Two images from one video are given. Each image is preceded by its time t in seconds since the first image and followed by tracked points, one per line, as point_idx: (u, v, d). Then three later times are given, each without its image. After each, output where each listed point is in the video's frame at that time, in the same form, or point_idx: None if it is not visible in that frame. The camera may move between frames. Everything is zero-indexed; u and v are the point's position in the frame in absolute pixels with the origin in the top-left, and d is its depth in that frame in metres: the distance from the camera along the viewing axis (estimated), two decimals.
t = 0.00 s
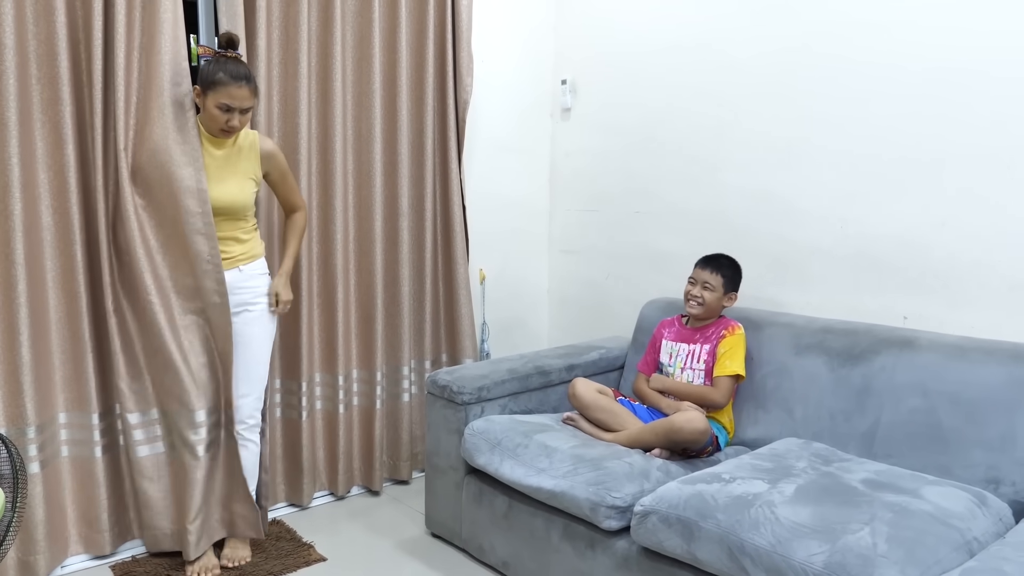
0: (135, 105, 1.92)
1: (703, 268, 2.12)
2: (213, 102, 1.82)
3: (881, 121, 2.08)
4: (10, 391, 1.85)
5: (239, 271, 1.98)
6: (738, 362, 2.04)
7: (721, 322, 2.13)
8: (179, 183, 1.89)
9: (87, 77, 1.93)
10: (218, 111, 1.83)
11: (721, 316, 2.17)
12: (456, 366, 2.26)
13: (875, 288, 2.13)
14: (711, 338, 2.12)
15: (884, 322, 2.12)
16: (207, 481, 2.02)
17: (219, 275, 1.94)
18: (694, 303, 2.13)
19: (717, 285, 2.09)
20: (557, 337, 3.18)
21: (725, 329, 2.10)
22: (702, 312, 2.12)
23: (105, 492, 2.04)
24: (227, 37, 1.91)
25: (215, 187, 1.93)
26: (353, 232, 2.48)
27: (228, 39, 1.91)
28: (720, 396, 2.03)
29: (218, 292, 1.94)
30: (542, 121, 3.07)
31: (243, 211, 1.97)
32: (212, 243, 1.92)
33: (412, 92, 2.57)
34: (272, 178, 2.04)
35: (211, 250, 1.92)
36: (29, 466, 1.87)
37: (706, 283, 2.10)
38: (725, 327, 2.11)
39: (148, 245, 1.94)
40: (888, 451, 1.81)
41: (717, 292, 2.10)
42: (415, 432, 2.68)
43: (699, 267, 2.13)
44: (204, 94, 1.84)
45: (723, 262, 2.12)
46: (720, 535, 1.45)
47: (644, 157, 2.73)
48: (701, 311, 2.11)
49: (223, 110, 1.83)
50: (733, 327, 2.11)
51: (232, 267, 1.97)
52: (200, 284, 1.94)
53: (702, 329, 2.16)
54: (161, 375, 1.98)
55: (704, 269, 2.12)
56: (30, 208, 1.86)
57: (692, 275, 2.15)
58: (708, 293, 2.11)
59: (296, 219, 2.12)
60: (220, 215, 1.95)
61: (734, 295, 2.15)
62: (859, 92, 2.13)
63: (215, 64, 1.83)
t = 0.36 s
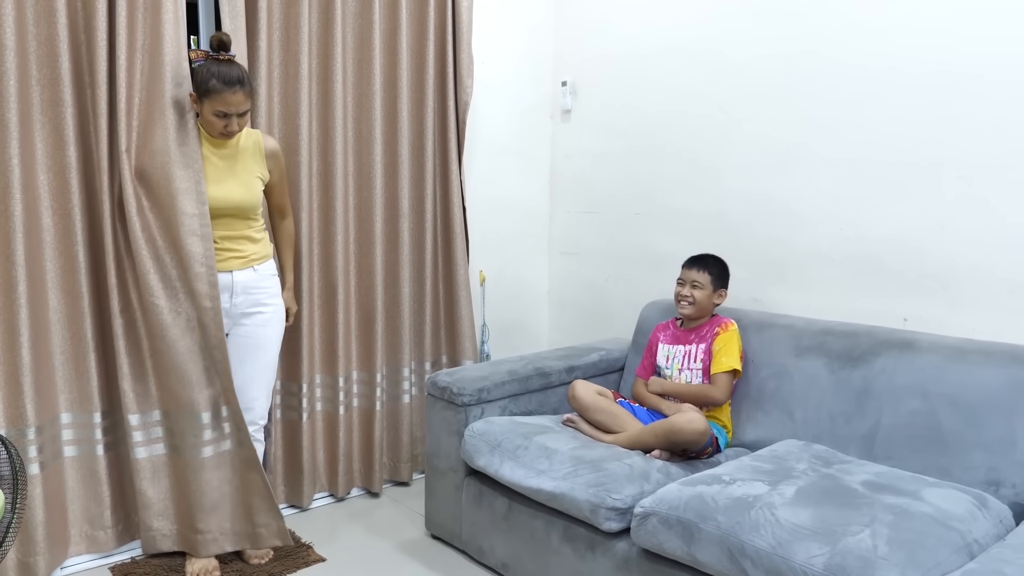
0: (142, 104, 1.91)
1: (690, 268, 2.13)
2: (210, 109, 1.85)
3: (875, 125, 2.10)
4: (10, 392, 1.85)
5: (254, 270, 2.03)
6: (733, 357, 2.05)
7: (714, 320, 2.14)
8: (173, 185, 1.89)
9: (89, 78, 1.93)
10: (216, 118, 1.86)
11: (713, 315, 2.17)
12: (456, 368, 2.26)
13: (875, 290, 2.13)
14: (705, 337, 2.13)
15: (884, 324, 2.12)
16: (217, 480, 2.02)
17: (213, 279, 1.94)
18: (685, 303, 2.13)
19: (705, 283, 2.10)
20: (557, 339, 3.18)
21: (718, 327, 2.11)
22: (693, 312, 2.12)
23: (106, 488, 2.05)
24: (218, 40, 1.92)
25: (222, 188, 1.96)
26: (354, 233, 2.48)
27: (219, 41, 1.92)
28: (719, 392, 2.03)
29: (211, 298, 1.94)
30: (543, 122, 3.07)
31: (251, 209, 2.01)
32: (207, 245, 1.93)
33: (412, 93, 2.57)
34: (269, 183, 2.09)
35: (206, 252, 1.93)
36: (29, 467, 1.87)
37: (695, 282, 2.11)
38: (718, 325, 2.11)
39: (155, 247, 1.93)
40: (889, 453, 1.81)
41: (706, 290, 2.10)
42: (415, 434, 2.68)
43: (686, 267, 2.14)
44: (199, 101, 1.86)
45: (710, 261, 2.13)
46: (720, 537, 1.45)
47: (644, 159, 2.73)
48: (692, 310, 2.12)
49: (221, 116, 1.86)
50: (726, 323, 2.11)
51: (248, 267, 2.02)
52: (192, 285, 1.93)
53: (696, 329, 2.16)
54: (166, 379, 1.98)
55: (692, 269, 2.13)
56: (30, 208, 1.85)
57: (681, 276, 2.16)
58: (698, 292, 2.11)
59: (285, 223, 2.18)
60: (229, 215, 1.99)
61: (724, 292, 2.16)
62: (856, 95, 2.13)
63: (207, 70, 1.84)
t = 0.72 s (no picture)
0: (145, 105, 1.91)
1: (687, 270, 2.13)
2: (224, 109, 1.84)
3: (874, 127, 2.10)
4: (10, 394, 1.85)
5: (263, 272, 2.01)
6: (730, 357, 2.05)
7: (710, 322, 2.15)
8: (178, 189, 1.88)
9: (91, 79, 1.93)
10: (231, 117, 1.85)
11: (711, 316, 2.18)
12: (456, 370, 2.26)
13: (875, 292, 2.13)
14: (703, 338, 2.13)
15: (884, 327, 2.12)
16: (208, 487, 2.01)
17: (213, 280, 1.92)
18: (683, 305, 2.13)
19: (702, 285, 2.10)
20: (557, 341, 3.18)
21: (714, 328, 2.12)
22: (691, 313, 2.12)
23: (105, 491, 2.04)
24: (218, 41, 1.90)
25: (230, 189, 1.94)
26: (353, 235, 2.48)
27: (219, 42, 1.90)
28: (718, 394, 2.03)
29: (211, 300, 1.93)
30: (542, 124, 3.07)
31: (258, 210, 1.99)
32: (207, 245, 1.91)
33: (412, 95, 2.57)
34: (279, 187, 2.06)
35: (207, 255, 1.91)
36: (28, 469, 1.87)
37: (692, 284, 2.11)
38: (714, 326, 2.12)
39: (159, 249, 1.93)
40: (889, 456, 1.81)
41: (702, 292, 2.10)
42: (415, 436, 2.68)
43: (684, 270, 2.14)
44: (209, 104, 1.85)
45: (706, 263, 2.13)
46: (720, 540, 1.45)
47: (644, 161, 2.73)
48: (690, 312, 2.12)
49: (235, 115, 1.85)
50: (722, 324, 2.12)
51: (256, 269, 2.00)
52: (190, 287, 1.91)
53: (693, 331, 2.16)
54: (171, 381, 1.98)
55: (689, 271, 2.13)
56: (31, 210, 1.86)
57: (678, 278, 2.16)
58: (695, 293, 2.11)
59: (300, 230, 2.14)
60: (237, 217, 1.97)
61: (722, 294, 2.16)
62: (853, 97, 2.14)
63: (215, 71, 1.83)
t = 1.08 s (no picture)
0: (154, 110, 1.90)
1: (690, 273, 2.13)
2: (237, 108, 1.85)
3: (874, 129, 2.10)
4: (9, 397, 1.85)
5: (274, 275, 2.02)
6: (729, 364, 2.05)
7: (709, 326, 2.14)
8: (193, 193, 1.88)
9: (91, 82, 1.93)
10: (244, 116, 1.85)
11: (710, 321, 2.17)
12: (455, 373, 2.26)
13: (874, 295, 2.13)
14: (701, 343, 2.13)
15: (884, 330, 2.12)
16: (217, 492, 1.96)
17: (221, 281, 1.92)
18: (683, 309, 2.12)
19: (704, 290, 2.10)
20: (556, 343, 3.18)
21: (713, 333, 2.11)
22: (692, 317, 2.12)
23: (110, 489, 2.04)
24: (233, 43, 1.92)
25: (245, 189, 1.94)
26: (353, 237, 2.48)
27: (237, 43, 1.91)
28: (717, 400, 2.03)
29: (219, 300, 1.92)
30: (542, 126, 3.07)
31: (270, 212, 2.00)
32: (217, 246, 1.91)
33: (412, 98, 2.57)
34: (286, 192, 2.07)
35: (217, 255, 1.91)
36: (28, 472, 1.88)
37: (694, 288, 2.11)
38: (713, 331, 2.12)
39: (167, 249, 1.92)
40: (888, 459, 1.81)
41: (704, 297, 2.10)
42: (414, 438, 2.67)
43: (685, 274, 2.14)
44: (224, 102, 1.86)
45: (709, 267, 2.13)
46: (719, 543, 1.45)
47: (643, 163, 2.74)
48: (690, 316, 2.12)
49: (249, 113, 1.86)
50: (721, 330, 2.11)
51: (267, 273, 2.01)
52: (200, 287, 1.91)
53: (692, 335, 2.16)
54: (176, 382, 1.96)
55: (692, 275, 2.13)
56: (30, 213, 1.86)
57: (680, 281, 2.15)
58: (697, 298, 2.11)
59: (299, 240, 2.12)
60: (249, 218, 1.97)
61: (723, 300, 2.15)
62: (853, 99, 2.14)
63: (230, 71, 1.84)
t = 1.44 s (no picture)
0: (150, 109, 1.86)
1: (694, 279, 2.12)
2: (252, 109, 1.83)
3: (873, 133, 2.11)
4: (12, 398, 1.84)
5: (291, 288, 2.00)
6: (733, 375, 2.05)
7: (712, 334, 2.13)
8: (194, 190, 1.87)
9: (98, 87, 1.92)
10: (259, 117, 1.84)
11: (713, 327, 2.17)
12: (454, 376, 2.26)
13: (873, 299, 2.13)
14: (704, 350, 2.12)
15: (882, 334, 2.12)
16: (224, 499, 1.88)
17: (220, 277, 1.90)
18: (686, 314, 2.11)
19: (708, 296, 2.10)
20: (555, 347, 3.18)
21: (717, 341, 2.10)
22: (694, 323, 2.11)
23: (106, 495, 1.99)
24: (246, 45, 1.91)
25: (267, 196, 1.92)
26: (352, 241, 2.48)
27: (251, 46, 1.92)
28: (719, 409, 2.03)
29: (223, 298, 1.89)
30: (541, 130, 3.07)
31: (291, 220, 1.97)
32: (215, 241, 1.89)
33: (411, 102, 2.58)
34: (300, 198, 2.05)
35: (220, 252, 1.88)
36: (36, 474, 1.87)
37: (698, 293, 2.10)
38: (718, 339, 2.11)
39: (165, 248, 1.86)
40: (887, 464, 1.80)
41: (708, 303, 2.10)
42: (412, 442, 2.67)
43: (689, 279, 2.13)
44: (239, 104, 1.84)
45: (713, 273, 2.13)
46: (718, 547, 1.45)
47: (643, 166, 2.74)
48: (692, 322, 2.11)
49: (264, 115, 1.84)
50: (725, 338, 2.11)
51: (285, 285, 1.99)
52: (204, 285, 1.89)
53: (694, 341, 2.15)
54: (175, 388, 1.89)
55: (695, 280, 2.12)
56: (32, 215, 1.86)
57: (684, 287, 2.15)
58: (700, 304, 2.10)
59: (310, 248, 2.09)
60: (271, 227, 1.95)
61: (725, 306, 2.16)
62: (852, 102, 2.15)
63: (245, 72, 1.83)
